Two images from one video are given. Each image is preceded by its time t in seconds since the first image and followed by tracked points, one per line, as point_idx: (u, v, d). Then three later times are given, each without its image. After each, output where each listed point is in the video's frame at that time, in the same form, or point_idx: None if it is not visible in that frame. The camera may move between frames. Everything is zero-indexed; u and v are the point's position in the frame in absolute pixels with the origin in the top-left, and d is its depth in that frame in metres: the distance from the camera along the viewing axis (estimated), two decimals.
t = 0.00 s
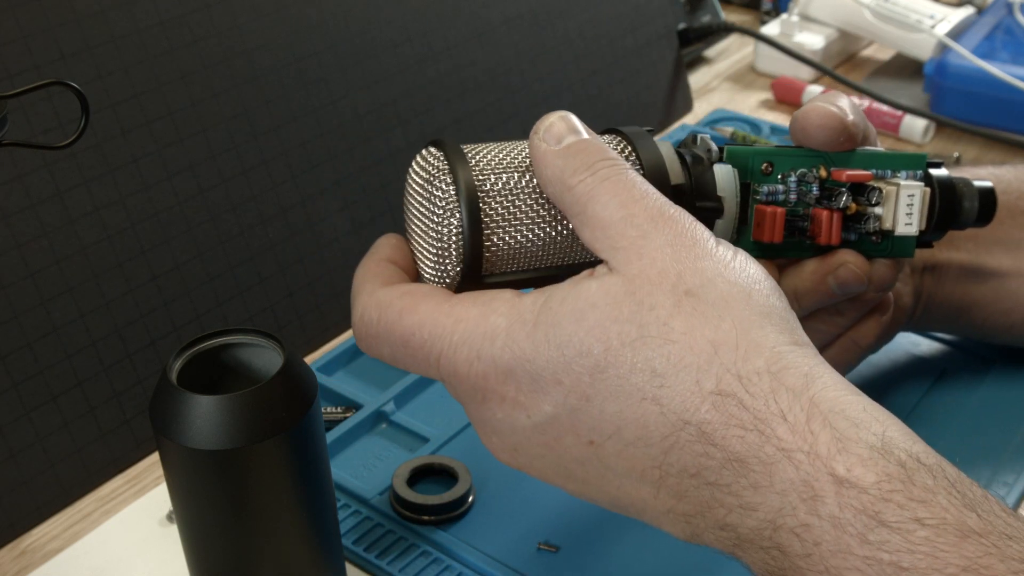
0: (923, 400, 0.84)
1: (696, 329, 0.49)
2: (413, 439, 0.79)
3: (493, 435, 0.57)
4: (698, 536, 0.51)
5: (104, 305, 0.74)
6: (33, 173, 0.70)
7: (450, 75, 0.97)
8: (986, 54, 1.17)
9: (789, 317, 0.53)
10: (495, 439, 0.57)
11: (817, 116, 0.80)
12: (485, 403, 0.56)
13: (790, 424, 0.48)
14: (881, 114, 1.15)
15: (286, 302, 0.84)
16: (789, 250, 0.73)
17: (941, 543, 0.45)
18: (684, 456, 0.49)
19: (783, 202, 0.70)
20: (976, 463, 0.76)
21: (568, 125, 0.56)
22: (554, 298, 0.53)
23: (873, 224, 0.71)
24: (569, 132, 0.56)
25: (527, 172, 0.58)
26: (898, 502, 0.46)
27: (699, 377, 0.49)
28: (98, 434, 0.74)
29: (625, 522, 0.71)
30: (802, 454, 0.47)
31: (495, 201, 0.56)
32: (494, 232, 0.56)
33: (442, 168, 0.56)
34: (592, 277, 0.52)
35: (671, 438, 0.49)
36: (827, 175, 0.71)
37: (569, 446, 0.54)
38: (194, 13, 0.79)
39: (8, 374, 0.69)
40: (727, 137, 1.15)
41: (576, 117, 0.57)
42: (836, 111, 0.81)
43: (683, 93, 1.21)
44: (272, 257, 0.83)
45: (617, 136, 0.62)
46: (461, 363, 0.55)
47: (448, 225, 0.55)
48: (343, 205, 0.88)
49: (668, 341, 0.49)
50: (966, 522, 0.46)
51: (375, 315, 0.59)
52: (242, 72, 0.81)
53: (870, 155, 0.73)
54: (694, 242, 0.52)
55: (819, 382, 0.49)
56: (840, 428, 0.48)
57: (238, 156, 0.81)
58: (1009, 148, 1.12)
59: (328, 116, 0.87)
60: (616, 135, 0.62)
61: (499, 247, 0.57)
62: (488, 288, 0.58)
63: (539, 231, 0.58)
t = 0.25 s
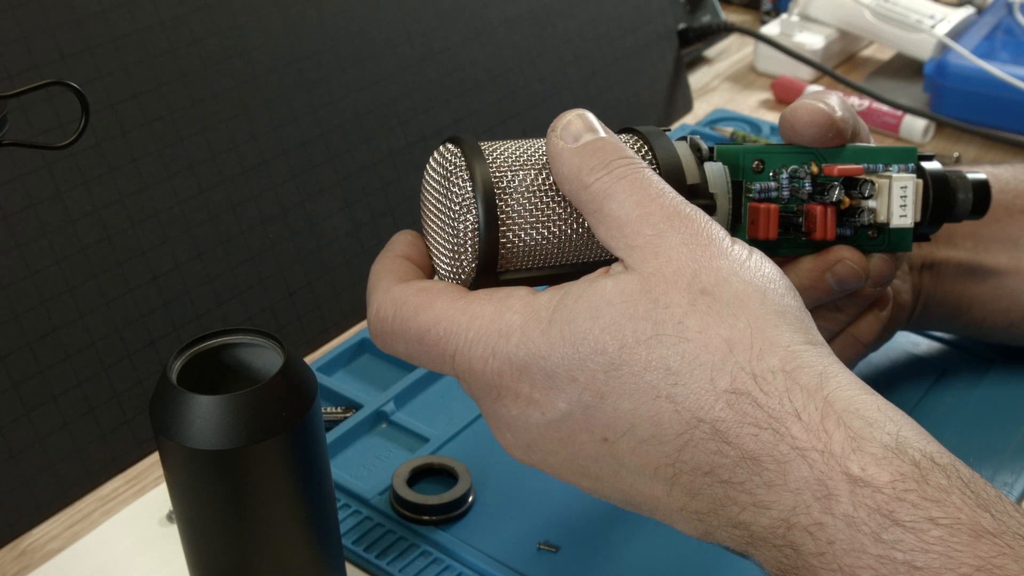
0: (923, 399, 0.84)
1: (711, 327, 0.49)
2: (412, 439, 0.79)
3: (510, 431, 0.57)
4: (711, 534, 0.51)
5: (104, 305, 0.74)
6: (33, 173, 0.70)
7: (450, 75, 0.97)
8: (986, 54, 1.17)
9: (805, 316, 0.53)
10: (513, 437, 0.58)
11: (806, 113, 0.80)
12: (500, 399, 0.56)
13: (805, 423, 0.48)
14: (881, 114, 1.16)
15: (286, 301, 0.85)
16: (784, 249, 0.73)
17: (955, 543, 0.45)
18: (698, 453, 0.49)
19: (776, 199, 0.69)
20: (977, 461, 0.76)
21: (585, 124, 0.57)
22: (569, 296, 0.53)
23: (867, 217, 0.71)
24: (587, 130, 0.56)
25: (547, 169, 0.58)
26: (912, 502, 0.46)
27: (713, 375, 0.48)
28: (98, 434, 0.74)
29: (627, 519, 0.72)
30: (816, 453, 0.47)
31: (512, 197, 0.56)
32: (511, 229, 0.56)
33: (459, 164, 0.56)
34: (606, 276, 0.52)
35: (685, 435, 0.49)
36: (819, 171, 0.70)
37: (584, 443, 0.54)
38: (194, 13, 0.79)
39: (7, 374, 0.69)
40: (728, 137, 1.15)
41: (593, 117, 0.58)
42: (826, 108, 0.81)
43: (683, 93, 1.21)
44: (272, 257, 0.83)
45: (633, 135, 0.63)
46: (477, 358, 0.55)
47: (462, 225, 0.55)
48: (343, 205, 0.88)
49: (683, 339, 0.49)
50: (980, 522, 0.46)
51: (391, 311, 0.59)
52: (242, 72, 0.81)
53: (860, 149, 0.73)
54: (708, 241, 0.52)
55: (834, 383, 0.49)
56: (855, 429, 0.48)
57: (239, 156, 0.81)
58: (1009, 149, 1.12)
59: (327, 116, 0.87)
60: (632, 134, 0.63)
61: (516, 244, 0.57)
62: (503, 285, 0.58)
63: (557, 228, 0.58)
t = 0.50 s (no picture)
0: (923, 399, 0.84)
1: (721, 333, 0.50)
2: (413, 439, 0.79)
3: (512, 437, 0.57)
4: (719, 541, 0.51)
5: (104, 305, 0.74)
6: (33, 173, 0.70)
7: (450, 75, 0.97)
8: (986, 54, 1.17)
9: (814, 323, 0.53)
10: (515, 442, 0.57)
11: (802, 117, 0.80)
12: (509, 404, 0.56)
13: (816, 429, 0.48)
14: (881, 114, 1.15)
15: (287, 301, 0.85)
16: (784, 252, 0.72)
17: (966, 550, 0.46)
18: (707, 460, 0.49)
19: (775, 202, 0.69)
20: (977, 461, 0.76)
21: (594, 131, 0.57)
22: (580, 301, 0.53)
23: (867, 218, 0.70)
24: (596, 138, 0.56)
25: (555, 176, 0.58)
26: (924, 508, 0.46)
27: (724, 380, 0.49)
28: (97, 434, 0.74)
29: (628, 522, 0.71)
30: (828, 459, 0.47)
31: (520, 204, 0.56)
32: (519, 236, 0.56)
33: (467, 170, 0.56)
34: (617, 282, 0.53)
35: (695, 441, 0.49)
36: (817, 172, 0.70)
37: (593, 449, 0.53)
38: (194, 13, 0.79)
39: (8, 375, 0.69)
40: (728, 138, 1.15)
41: (603, 124, 0.57)
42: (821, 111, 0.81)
43: (683, 93, 1.21)
44: (272, 257, 0.83)
45: (640, 144, 0.63)
46: (487, 363, 0.55)
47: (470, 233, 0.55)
48: (343, 205, 0.88)
49: (694, 344, 0.50)
50: (992, 528, 0.47)
51: (398, 317, 0.59)
52: (242, 71, 0.81)
53: (856, 152, 0.73)
54: (718, 249, 0.53)
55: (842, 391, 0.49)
56: (866, 435, 0.48)
57: (239, 156, 0.81)
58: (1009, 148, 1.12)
59: (327, 116, 0.87)
60: (639, 143, 0.63)
61: (525, 251, 0.56)
62: (511, 292, 0.58)
63: (570, 237, 0.58)
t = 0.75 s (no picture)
0: (923, 399, 0.84)
1: (723, 339, 0.49)
2: (412, 439, 0.79)
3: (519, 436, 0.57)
4: (720, 545, 0.51)
5: (104, 305, 0.74)
6: (33, 173, 0.70)
7: (450, 75, 0.97)
8: (986, 54, 1.17)
9: (818, 330, 0.53)
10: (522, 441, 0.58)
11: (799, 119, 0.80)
12: (514, 405, 0.56)
13: (816, 437, 0.48)
14: (881, 114, 1.15)
15: (287, 302, 0.85)
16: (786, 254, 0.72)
17: (967, 559, 0.45)
18: (708, 465, 0.49)
19: (778, 204, 0.69)
20: (976, 461, 0.76)
21: (604, 132, 0.56)
22: (584, 305, 0.53)
23: (867, 220, 0.70)
24: (606, 139, 0.56)
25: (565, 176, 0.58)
26: (924, 517, 0.46)
27: (724, 388, 0.49)
28: (98, 434, 0.74)
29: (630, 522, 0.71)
30: (828, 467, 0.47)
31: (526, 203, 0.56)
32: (525, 235, 0.56)
33: (476, 170, 0.56)
34: (621, 286, 0.53)
35: (696, 447, 0.49)
36: (818, 175, 0.70)
37: (596, 453, 0.53)
38: (194, 13, 0.79)
39: (7, 375, 0.69)
40: (727, 138, 1.15)
41: (614, 125, 0.57)
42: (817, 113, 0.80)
43: (683, 93, 1.21)
44: (273, 257, 0.83)
45: (650, 145, 0.63)
46: (492, 365, 0.55)
47: (474, 234, 0.55)
48: (343, 205, 0.88)
49: (694, 350, 0.49)
50: (992, 536, 0.47)
51: (405, 318, 0.59)
52: (242, 71, 0.81)
53: (855, 155, 0.74)
54: (723, 253, 0.52)
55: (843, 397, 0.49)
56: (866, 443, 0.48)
57: (239, 156, 0.81)
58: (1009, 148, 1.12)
59: (328, 116, 0.87)
60: (649, 144, 0.63)
61: (531, 250, 0.56)
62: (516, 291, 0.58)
63: (575, 237, 0.58)
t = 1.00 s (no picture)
0: (922, 400, 0.84)
1: (721, 340, 0.50)
2: (413, 439, 0.79)
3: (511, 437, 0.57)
4: (712, 550, 0.51)
5: (104, 305, 0.74)
6: (34, 173, 0.70)
7: (450, 75, 0.97)
8: (986, 54, 1.17)
9: (815, 335, 0.53)
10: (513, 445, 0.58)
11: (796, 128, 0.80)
12: (505, 405, 0.56)
13: (813, 440, 0.48)
14: (881, 114, 1.15)
15: (287, 302, 0.85)
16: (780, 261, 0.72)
17: (966, 564, 0.45)
18: (704, 467, 0.49)
19: (775, 212, 0.69)
20: (976, 461, 0.76)
21: (610, 134, 0.57)
22: (581, 305, 0.53)
23: (862, 230, 0.71)
24: (612, 140, 0.57)
25: (566, 178, 0.58)
26: (924, 522, 0.46)
27: (722, 389, 0.49)
28: (98, 434, 0.74)
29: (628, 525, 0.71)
30: (827, 470, 0.47)
31: (528, 207, 0.56)
32: (524, 235, 0.56)
33: (478, 169, 0.56)
34: (618, 288, 0.53)
35: (691, 449, 0.49)
36: (815, 183, 0.70)
37: (588, 454, 0.53)
38: (194, 13, 0.79)
39: (8, 375, 0.69)
40: (727, 138, 1.15)
41: (619, 126, 0.58)
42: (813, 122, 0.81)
43: (683, 93, 1.21)
44: (273, 258, 0.83)
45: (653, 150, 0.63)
46: (484, 364, 0.55)
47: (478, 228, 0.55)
48: (343, 205, 0.88)
49: (693, 351, 0.50)
50: (992, 542, 0.47)
51: (400, 314, 0.59)
52: (242, 71, 0.81)
53: (851, 163, 0.73)
54: (722, 258, 0.53)
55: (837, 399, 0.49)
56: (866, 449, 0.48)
57: (239, 156, 0.81)
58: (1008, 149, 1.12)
59: (328, 116, 0.87)
60: (651, 148, 0.63)
61: (530, 250, 0.56)
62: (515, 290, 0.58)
63: (571, 239, 0.58)
